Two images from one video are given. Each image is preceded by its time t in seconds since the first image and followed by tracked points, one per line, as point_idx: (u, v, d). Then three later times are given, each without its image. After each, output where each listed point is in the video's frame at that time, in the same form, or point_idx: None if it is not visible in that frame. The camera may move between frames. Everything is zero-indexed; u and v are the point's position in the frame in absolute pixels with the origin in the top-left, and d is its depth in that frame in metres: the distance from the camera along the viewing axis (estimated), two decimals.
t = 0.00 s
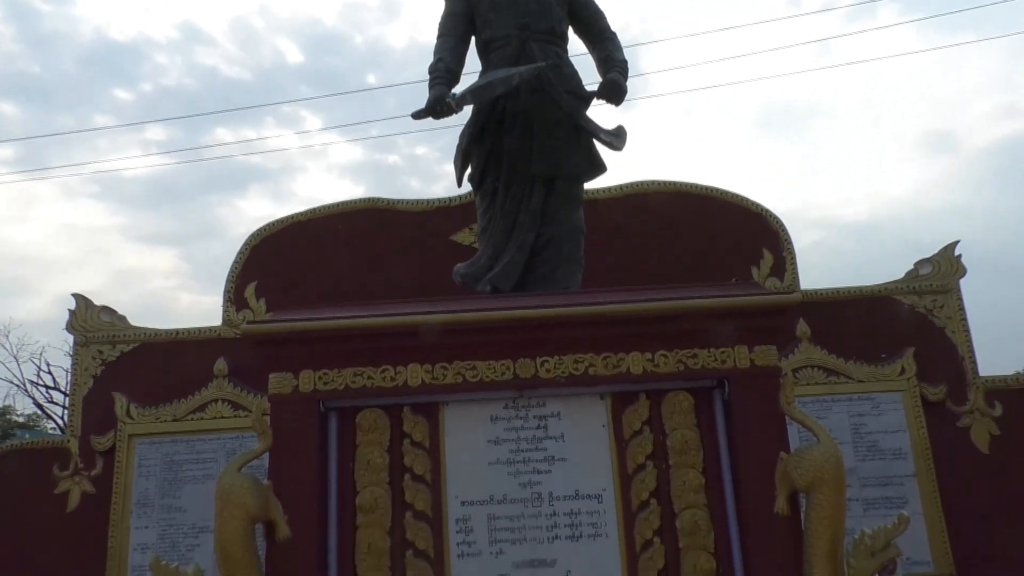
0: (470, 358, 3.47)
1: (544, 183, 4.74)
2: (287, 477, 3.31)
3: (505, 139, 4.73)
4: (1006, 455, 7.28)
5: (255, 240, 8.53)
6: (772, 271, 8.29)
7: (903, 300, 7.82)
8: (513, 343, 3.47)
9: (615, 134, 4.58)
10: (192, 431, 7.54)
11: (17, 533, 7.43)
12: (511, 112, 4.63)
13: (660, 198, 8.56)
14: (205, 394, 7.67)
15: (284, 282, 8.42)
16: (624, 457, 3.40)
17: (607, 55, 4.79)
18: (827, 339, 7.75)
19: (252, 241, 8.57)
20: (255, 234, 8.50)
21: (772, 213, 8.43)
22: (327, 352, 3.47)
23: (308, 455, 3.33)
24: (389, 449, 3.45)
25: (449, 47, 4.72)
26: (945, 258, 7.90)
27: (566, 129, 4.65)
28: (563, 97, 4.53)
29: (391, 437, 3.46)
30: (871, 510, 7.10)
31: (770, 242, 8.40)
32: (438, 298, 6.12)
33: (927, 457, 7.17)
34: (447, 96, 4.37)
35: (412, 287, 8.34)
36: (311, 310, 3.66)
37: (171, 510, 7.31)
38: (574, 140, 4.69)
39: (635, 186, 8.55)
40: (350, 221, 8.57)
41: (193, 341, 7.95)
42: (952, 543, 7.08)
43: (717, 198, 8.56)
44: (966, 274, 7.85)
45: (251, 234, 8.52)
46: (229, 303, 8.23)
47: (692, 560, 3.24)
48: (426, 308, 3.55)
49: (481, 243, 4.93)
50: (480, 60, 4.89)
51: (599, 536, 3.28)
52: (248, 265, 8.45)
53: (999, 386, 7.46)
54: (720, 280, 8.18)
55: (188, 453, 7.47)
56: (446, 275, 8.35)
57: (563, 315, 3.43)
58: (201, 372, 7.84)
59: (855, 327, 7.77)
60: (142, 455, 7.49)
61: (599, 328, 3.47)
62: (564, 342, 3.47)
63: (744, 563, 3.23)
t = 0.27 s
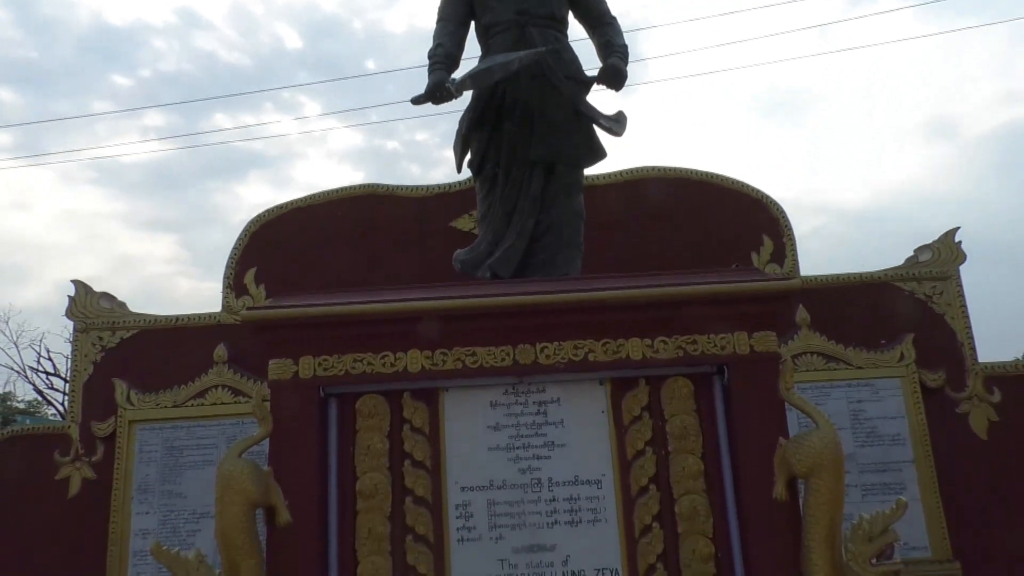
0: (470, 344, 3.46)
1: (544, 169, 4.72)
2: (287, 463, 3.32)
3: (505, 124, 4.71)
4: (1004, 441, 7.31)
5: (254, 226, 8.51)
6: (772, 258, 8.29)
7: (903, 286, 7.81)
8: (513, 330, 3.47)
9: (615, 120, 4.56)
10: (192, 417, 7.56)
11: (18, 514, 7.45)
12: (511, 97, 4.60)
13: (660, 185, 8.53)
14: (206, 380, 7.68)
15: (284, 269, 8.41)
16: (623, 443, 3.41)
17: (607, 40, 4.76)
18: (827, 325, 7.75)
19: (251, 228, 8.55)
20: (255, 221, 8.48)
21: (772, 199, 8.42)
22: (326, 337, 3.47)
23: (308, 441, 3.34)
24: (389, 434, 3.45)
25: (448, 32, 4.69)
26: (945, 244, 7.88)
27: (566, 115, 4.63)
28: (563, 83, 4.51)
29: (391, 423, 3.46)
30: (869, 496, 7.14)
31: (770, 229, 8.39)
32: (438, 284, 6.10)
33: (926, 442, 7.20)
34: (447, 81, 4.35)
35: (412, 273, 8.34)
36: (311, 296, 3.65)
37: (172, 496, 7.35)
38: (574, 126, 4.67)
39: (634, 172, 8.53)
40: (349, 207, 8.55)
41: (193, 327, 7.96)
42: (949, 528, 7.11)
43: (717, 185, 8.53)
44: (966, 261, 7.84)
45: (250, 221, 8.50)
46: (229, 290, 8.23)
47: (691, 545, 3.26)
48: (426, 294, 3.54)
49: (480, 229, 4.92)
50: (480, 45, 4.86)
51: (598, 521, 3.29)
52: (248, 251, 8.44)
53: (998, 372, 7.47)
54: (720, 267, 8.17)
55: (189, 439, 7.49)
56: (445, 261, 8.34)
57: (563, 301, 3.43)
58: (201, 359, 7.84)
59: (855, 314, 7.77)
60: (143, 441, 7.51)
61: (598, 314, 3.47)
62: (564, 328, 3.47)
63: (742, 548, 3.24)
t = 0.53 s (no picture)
0: (470, 328, 3.47)
1: (544, 153, 4.71)
2: (288, 447, 3.33)
3: (505, 108, 4.69)
4: (1002, 425, 7.33)
5: (254, 211, 8.49)
6: (772, 243, 8.28)
7: (903, 272, 7.81)
8: (513, 314, 3.47)
9: (615, 104, 4.54)
10: (193, 401, 7.59)
11: (18, 513, 7.43)
12: (511, 81, 4.58)
13: (660, 169, 8.51)
14: (206, 364, 7.70)
15: (284, 254, 8.40)
16: (623, 427, 3.42)
17: (608, 24, 4.73)
18: (826, 310, 7.76)
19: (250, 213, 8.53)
20: (254, 206, 8.46)
21: (773, 184, 8.41)
22: (325, 322, 3.47)
23: (308, 425, 3.35)
24: (390, 419, 3.46)
25: (448, 15, 4.66)
26: (946, 229, 7.86)
27: (566, 99, 4.61)
28: (563, 67, 4.48)
29: (391, 407, 3.47)
30: (867, 480, 7.17)
31: (770, 214, 8.38)
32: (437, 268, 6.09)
33: (924, 426, 7.23)
34: (446, 65, 4.33)
35: (412, 258, 8.33)
36: (311, 281, 3.64)
37: (173, 480, 7.38)
38: (574, 110, 4.65)
39: (634, 157, 8.50)
40: (348, 192, 8.53)
41: (193, 312, 7.96)
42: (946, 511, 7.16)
43: (717, 170, 8.51)
44: (966, 246, 7.83)
45: (250, 206, 8.48)
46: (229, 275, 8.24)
47: (690, 527, 3.28)
48: (426, 279, 3.54)
49: (480, 214, 4.91)
50: (480, 28, 4.82)
51: (597, 505, 3.31)
52: (248, 236, 8.43)
53: (997, 357, 7.48)
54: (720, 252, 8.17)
55: (190, 423, 7.52)
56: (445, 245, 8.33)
57: (563, 286, 3.42)
58: (201, 343, 7.85)
59: (854, 298, 7.77)
60: (144, 425, 7.54)
61: (598, 299, 3.47)
62: (563, 313, 3.47)
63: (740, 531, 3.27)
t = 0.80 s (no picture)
0: (470, 312, 3.47)
1: (544, 136, 4.68)
2: (288, 430, 3.34)
3: (505, 90, 4.65)
4: (1001, 408, 7.36)
5: (253, 195, 8.46)
6: (772, 226, 8.27)
7: (903, 255, 7.80)
8: (513, 298, 3.47)
9: (616, 86, 4.51)
10: (193, 384, 7.60)
11: (18, 513, 7.43)
12: (511, 63, 4.55)
13: (660, 153, 8.48)
14: (206, 348, 7.71)
15: (283, 237, 8.38)
16: (622, 410, 3.43)
17: (608, 5, 4.69)
18: (826, 293, 7.76)
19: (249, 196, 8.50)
20: (253, 189, 8.43)
21: (773, 167, 8.37)
22: (325, 305, 3.47)
23: (308, 408, 3.36)
24: (390, 401, 3.47)
25: None
26: (946, 212, 7.84)
27: (566, 81, 4.58)
28: (564, 48, 4.45)
29: (391, 389, 3.47)
30: (866, 462, 7.20)
31: (770, 197, 8.35)
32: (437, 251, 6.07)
33: (923, 409, 7.25)
34: (445, 47, 4.29)
35: (412, 241, 8.32)
36: (310, 264, 3.63)
37: (174, 462, 7.41)
38: (574, 92, 4.62)
39: (635, 140, 8.46)
40: (347, 175, 8.50)
41: (193, 295, 7.96)
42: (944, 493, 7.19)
43: (718, 153, 8.47)
44: (966, 229, 7.81)
45: (249, 189, 8.44)
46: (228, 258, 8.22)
47: (689, 509, 3.30)
48: (425, 262, 3.53)
49: (480, 196, 4.89)
50: (479, 8, 4.78)
51: (597, 487, 3.32)
52: (247, 219, 8.40)
53: (997, 340, 7.49)
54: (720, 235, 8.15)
55: (191, 406, 7.54)
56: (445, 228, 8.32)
57: (563, 269, 3.41)
58: (201, 326, 7.86)
59: (854, 282, 7.77)
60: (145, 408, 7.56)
61: (598, 282, 3.46)
62: (563, 296, 3.47)
63: (739, 513, 3.28)
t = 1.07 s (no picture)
0: (470, 296, 3.46)
1: (544, 120, 4.66)
2: (289, 414, 3.35)
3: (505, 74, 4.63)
4: (999, 393, 7.38)
5: (252, 179, 8.44)
6: (772, 211, 8.25)
7: (904, 240, 7.79)
8: (514, 283, 3.46)
9: (616, 70, 4.49)
10: (194, 369, 7.62)
11: (18, 513, 7.46)
12: (511, 46, 4.52)
13: (661, 137, 8.44)
14: (207, 332, 7.72)
15: (283, 222, 8.37)
16: (622, 394, 3.44)
17: None
18: (826, 279, 7.75)
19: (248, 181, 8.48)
20: (252, 173, 8.41)
21: (774, 152, 8.34)
22: (325, 289, 3.46)
23: (309, 392, 3.36)
24: (390, 385, 3.48)
25: None
26: (947, 197, 7.82)
27: (566, 65, 4.56)
28: (564, 32, 4.44)
29: (391, 373, 3.48)
30: (865, 447, 7.22)
31: (771, 182, 8.33)
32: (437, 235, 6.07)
33: (922, 394, 7.26)
34: (445, 30, 4.26)
35: (411, 225, 8.30)
36: (310, 249, 3.63)
37: (175, 447, 7.44)
38: (574, 76, 4.60)
39: (635, 124, 8.43)
40: (347, 159, 8.47)
41: (193, 280, 7.96)
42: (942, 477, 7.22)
43: (719, 138, 8.44)
44: (967, 214, 7.80)
45: (248, 173, 8.42)
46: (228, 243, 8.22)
47: (688, 492, 3.32)
48: (425, 247, 3.52)
49: (480, 181, 4.88)
50: None
51: (597, 471, 3.34)
52: (247, 204, 8.39)
53: (997, 325, 7.49)
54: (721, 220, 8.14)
55: (191, 390, 7.56)
56: (445, 213, 8.30)
57: (563, 254, 3.40)
58: (202, 311, 7.86)
59: (855, 267, 7.76)
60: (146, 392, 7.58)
61: (598, 267, 3.45)
62: (563, 281, 3.46)
63: (738, 497, 3.30)
